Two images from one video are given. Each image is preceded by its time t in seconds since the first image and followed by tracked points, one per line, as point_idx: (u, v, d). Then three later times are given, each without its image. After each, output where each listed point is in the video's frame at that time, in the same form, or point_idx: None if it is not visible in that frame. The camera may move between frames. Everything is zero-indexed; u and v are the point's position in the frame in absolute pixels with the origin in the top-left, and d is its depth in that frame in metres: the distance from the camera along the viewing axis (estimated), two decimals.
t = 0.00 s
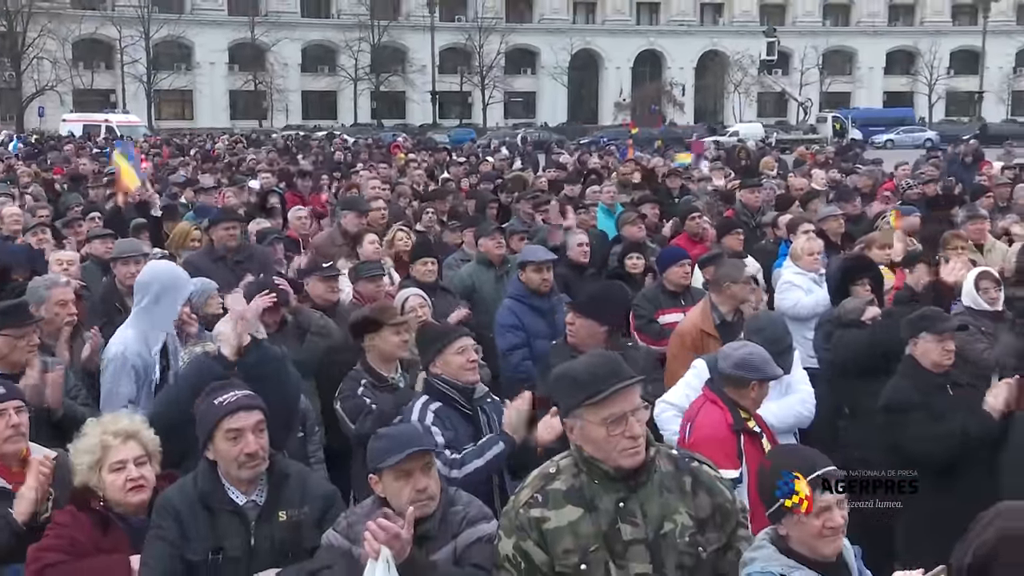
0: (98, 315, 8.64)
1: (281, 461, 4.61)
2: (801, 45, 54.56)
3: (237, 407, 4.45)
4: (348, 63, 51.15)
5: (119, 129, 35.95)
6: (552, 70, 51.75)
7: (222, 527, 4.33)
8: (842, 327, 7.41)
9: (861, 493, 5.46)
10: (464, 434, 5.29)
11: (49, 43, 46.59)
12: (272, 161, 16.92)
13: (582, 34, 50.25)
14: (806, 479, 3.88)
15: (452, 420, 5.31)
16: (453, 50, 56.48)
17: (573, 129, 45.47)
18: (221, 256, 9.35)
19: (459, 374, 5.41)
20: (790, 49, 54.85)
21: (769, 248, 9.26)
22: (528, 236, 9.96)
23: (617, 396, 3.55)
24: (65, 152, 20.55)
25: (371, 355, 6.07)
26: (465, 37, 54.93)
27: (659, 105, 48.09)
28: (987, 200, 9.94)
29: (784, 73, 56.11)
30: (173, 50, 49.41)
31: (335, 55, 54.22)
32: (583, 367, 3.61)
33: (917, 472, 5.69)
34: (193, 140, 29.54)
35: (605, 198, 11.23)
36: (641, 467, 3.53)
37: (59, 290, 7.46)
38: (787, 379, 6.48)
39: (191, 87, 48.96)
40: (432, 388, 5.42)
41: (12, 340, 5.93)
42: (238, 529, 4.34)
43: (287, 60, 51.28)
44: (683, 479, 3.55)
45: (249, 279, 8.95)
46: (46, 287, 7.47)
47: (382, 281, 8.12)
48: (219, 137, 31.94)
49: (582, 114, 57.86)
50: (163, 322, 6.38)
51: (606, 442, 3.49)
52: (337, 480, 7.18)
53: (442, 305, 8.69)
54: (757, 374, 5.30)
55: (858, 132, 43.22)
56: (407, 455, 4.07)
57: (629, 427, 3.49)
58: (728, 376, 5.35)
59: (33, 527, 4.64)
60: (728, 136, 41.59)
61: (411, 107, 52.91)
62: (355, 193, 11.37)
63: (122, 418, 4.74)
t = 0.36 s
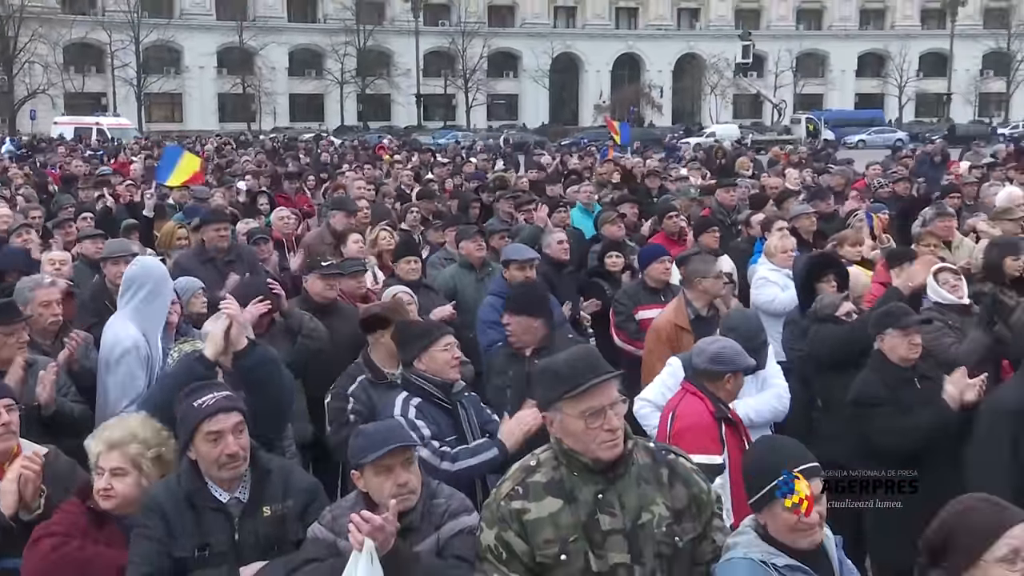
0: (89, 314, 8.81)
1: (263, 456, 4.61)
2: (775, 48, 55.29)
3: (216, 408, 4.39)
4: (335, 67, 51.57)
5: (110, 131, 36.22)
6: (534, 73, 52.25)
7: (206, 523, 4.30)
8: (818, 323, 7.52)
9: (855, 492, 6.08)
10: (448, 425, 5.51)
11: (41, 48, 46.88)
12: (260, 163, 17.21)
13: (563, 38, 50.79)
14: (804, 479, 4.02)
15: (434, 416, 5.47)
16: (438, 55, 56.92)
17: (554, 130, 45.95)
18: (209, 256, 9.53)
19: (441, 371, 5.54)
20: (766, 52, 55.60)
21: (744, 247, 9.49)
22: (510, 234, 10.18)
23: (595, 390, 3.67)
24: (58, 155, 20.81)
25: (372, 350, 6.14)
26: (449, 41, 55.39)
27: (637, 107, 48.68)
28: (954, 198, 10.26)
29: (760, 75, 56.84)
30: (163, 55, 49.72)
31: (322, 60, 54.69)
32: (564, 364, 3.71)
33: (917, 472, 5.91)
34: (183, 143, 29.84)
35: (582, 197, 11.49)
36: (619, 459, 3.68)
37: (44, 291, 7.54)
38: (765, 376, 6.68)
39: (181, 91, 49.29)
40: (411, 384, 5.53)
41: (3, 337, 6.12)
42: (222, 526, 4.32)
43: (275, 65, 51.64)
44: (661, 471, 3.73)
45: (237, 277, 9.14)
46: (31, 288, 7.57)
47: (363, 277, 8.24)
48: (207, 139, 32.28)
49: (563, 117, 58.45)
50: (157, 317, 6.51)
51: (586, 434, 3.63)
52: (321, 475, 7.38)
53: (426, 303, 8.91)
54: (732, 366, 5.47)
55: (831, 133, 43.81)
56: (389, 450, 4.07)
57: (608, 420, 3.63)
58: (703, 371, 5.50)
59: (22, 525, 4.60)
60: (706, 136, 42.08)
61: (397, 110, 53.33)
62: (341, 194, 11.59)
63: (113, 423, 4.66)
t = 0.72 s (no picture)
0: (83, 315, 9.00)
1: (253, 452, 4.74)
2: (754, 52, 55.88)
3: (205, 408, 4.50)
4: (326, 72, 51.89)
5: (105, 135, 36.45)
6: (519, 77, 52.68)
7: (198, 518, 4.43)
8: (798, 320, 7.75)
9: (855, 493, 6.07)
10: (430, 426, 5.40)
11: (36, 52, 47.08)
12: (252, 165, 17.47)
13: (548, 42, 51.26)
14: (804, 478, 4.08)
15: (420, 420, 5.36)
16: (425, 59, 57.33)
17: (541, 133, 46.34)
18: (206, 256, 9.77)
19: (425, 371, 5.58)
20: (746, 57, 56.16)
21: (723, 247, 9.77)
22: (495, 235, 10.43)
23: (580, 385, 3.68)
24: (51, 159, 21.03)
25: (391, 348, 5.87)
26: (437, 45, 55.78)
27: (621, 110, 49.17)
28: (927, 198, 10.54)
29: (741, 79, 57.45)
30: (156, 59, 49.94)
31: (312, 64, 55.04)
32: (547, 359, 3.73)
33: (916, 471, 5.92)
34: (173, 147, 30.11)
35: (567, 197, 11.77)
36: (602, 454, 3.69)
37: (29, 293, 7.54)
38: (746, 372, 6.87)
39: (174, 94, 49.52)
40: (393, 389, 5.40)
41: None
42: (214, 521, 4.45)
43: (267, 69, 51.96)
44: (642, 466, 3.74)
45: (227, 279, 9.36)
46: (15, 290, 7.57)
47: (345, 277, 8.18)
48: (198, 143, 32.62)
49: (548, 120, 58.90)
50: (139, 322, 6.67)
51: (568, 429, 3.63)
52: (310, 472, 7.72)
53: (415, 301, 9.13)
54: (715, 362, 5.55)
55: (808, 135, 44.31)
56: (376, 446, 4.19)
57: (591, 416, 3.63)
58: (687, 366, 5.60)
59: (19, 524, 4.82)
60: (687, 138, 42.51)
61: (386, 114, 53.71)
62: (331, 195, 11.85)
63: (107, 422, 4.79)
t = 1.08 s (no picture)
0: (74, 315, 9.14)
1: (238, 449, 4.78)
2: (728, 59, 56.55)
3: (189, 407, 4.51)
4: (311, 78, 52.20)
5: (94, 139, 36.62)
6: (500, 83, 53.13)
7: (184, 516, 4.45)
8: (771, 316, 8.08)
9: (855, 493, 6.12)
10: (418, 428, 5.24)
11: (25, 58, 47.20)
12: (241, 169, 17.72)
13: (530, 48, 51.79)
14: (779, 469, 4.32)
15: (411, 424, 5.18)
16: (407, 65, 57.77)
17: (523, 137, 46.77)
18: (196, 258, 9.99)
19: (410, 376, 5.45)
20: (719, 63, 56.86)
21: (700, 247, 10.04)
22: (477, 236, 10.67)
23: (557, 383, 3.83)
24: (41, 163, 21.22)
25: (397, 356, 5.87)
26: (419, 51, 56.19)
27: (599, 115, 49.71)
28: (896, 201, 10.88)
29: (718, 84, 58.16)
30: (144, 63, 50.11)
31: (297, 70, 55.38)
32: (527, 358, 3.88)
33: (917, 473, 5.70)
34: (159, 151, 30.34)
35: (548, 200, 12.04)
36: (579, 449, 3.85)
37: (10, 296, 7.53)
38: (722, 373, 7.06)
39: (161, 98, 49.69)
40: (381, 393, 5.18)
41: None
42: (200, 519, 4.47)
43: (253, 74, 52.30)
44: (619, 460, 3.92)
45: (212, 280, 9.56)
46: None
47: (334, 278, 8.43)
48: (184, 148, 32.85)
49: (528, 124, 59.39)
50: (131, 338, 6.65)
51: (547, 425, 3.79)
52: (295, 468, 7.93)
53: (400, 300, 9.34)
54: (692, 362, 5.82)
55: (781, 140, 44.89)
56: (359, 440, 4.20)
57: (569, 412, 3.79)
58: (665, 365, 5.84)
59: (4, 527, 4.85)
60: (664, 143, 42.97)
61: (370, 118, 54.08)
62: (317, 198, 12.08)
63: (87, 421, 4.76)
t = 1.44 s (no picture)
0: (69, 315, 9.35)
1: (228, 446, 4.95)
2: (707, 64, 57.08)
3: (179, 405, 4.66)
4: (300, 82, 52.51)
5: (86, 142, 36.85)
6: (485, 87, 53.50)
7: (175, 511, 4.61)
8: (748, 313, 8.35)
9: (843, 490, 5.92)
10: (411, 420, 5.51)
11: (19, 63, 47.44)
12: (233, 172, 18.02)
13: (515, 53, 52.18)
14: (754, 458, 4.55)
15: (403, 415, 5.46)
16: (395, 70, 58.15)
17: (509, 141, 47.13)
18: (183, 258, 10.22)
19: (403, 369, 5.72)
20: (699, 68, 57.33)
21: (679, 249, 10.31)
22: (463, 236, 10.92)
23: (538, 381, 3.98)
24: (35, 166, 21.48)
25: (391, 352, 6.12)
26: (407, 55, 56.55)
27: (582, 119, 50.15)
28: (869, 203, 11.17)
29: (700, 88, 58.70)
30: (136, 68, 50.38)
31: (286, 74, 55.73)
32: (512, 356, 4.02)
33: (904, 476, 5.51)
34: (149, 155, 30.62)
35: (534, 201, 12.29)
36: (561, 444, 4.00)
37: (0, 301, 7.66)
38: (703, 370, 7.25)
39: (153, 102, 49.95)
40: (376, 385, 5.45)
41: None
42: (191, 513, 4.64)
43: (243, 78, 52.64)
44: (600, 455, 4.08)
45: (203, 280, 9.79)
46: None
47: (331, 278, 8.61)
48: (175, 151, 33.12)
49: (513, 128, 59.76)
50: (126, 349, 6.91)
51: (529, 422, 3.94)
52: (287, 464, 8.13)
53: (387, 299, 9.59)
54: (675, 358, 6.07)
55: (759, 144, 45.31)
56: (343, 438, 4.33)
57: (550, 409, 3.94)
58: (650, 361, 6.09)
59: None
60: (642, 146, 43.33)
61: (358, 122, 54.42)
62: (306, 200, 12.35)
63: (68, 418, 4.81)
